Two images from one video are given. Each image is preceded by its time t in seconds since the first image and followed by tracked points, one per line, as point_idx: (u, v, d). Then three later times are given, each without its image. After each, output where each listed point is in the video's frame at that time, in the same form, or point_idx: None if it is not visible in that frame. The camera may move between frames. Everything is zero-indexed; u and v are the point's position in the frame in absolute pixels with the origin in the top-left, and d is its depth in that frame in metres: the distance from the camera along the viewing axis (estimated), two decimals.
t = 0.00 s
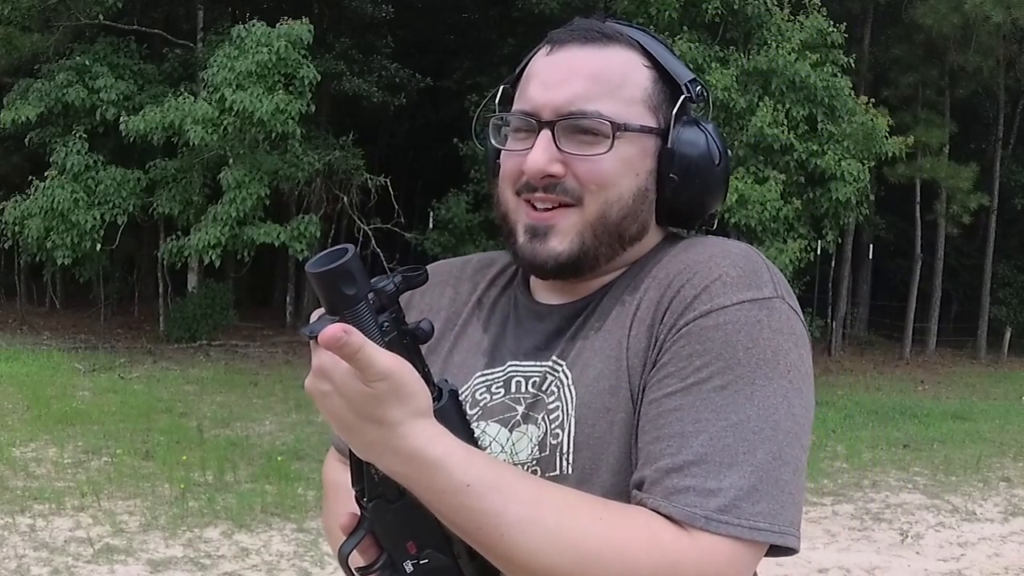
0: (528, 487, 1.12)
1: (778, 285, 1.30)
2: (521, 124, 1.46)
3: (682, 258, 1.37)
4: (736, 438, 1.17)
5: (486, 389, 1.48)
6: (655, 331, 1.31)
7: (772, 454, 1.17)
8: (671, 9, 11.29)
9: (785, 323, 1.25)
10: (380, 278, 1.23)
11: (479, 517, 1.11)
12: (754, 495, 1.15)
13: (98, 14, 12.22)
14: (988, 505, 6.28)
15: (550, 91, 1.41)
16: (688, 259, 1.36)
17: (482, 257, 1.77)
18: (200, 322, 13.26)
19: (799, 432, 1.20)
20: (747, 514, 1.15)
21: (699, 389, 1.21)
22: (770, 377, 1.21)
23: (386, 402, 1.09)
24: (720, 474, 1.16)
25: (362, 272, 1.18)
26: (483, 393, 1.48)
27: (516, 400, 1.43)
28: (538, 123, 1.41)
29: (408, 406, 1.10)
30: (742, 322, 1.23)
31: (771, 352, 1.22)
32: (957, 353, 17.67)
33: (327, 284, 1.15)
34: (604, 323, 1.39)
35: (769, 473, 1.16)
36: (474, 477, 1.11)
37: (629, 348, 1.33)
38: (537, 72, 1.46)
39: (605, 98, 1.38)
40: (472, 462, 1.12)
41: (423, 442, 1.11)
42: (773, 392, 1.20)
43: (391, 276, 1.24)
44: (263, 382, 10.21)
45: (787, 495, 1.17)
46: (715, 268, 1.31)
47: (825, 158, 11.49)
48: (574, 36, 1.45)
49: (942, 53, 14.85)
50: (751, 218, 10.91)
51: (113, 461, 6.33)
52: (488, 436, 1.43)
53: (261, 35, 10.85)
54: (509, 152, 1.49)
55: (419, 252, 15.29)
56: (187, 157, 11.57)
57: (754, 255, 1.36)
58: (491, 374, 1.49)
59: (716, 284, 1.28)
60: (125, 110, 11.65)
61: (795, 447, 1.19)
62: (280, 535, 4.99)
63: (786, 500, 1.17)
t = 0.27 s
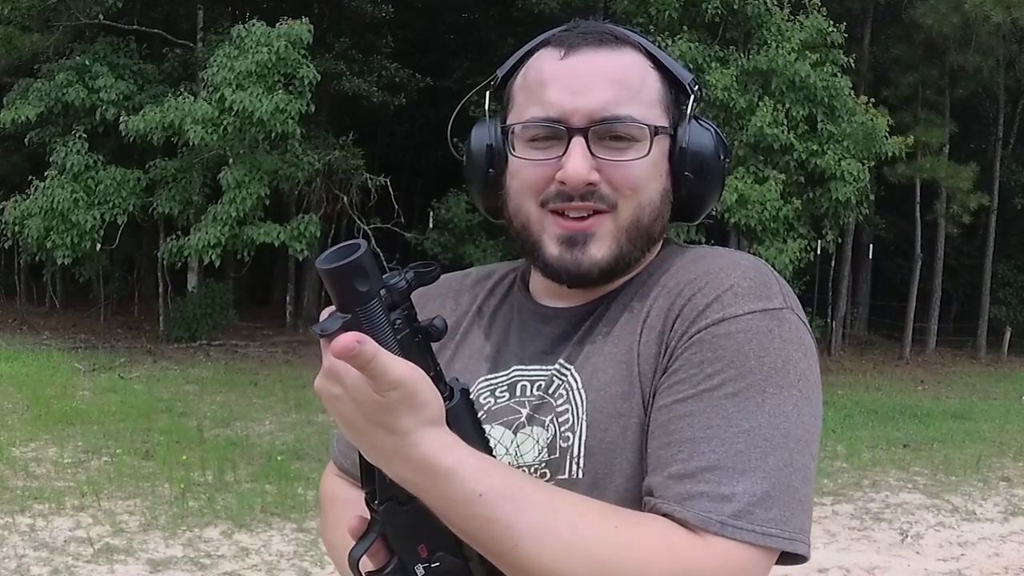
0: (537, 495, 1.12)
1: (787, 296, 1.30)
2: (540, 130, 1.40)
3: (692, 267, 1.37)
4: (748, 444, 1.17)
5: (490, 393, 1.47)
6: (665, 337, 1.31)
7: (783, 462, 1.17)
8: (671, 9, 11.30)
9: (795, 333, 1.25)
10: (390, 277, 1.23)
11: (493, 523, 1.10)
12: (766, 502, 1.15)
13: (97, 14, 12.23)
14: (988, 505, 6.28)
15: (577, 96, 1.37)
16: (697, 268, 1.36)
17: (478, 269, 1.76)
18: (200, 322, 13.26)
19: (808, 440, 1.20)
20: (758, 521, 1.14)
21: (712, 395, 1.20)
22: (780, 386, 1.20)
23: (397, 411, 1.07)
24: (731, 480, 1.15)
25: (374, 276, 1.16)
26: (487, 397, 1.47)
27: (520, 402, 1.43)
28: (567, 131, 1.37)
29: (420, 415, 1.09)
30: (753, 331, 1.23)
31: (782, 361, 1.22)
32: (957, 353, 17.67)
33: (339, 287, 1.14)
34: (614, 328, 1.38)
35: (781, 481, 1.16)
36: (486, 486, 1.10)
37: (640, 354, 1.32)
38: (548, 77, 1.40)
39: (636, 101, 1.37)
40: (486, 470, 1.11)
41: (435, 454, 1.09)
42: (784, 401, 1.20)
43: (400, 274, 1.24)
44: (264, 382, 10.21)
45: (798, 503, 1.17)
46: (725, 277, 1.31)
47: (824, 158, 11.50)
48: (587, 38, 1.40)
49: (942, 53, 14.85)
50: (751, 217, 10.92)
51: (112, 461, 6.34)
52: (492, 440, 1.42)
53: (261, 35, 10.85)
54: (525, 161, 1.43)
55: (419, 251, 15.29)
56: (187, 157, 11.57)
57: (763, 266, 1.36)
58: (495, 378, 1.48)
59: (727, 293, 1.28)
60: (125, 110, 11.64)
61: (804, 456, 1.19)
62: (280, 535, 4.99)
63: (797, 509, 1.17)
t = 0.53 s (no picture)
0: (546, 496, 1.12)
1: (791, 289, 1.29)
2: (545, 131, 1.40)
3: (695, 263, 1.37)
4: (759, 441, 1.16)
5: (493, 398, 1.47)
6: (671, 335, 1.30)
7: (795, 457, 1.16)
8: (671, 9, 11.30)
9: (799, 326, 1.25)
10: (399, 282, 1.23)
11: (504, 523, 1.10)
12: (780, 497, 1.14)
13: (97, 14, 12.23)
14: (988, 504, 6.28)
15: (582, 96, 1.36)
16: (699, 264, 1.36)
17: (475, 273, 1.76)
18: (200, 321, 13.25)
19: (818, 433, 1.20)
20: (775, 517, 1.14)
21: (720, 392, 1.20)
22: (789, 380, 1.20)
23: (409, 420, 1.07)
24: (745, 478, 1.15)
25: (385, 282, 1.16)
26: (490, 402, 1.47)
27: (525, 406, 1.43)
28: (573, 132, 1.37)
29: (432, 425, 1.09)
30: (758, 325, 1.23)
31: (788, 355, 1.21)
32: (957, 352, 17.67)
33: (352, 294, 1.14)
34: (618, 328, 1.38)
35: (794, 475, 1.16)
36: (500, 492, 1.10)
37: (646, 353, 1.32)
38: (552, 76, 1.39)
39: (642, 101, 1.37)
40: (494, 472, 1.11)
41: (446, 460, 1.09)
42: (792, 395, 1.19)
43: (409, 279, 1.24)
44: (264, 382, 10.21)
45: (811, 497, 1.17)
46: (730, 273, 1.31)
47: (824, 158, 11.49)
48: (591, 36, 1.39)
49: (942, 52, 14.85)
50: (751, 217, 10.92)
51: (112, 460, 6.34)
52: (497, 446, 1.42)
53: (261, 35, 10.85)
54: (526, 161, 1.43)
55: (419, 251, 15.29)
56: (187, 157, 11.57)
57: (765, 260, 1.36)
58: (497, 383, 1.48)
59: (732, 289, 1.28)
60: (125, 110, 11.63)
61: (816, 449, 1.19)
62: (280, 535, 4.98)
63: (811, 503, 1.16)
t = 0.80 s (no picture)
0: (548, 497, 1.12)
1: (794, 293, 1.29)
2: (547, 135, 1.40)
3: (697, 266, 1.36)
4: (760, 443, 1.16)
5: (497, 400, 1.47)
6: (673, 339, 1.30)
7: (796, 461, 1.16)
8: (671, 8, 11.31)
9: (802, 331, 1.24)
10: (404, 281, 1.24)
11: (506, 524, 1.10)
12: (781, 501, 1.14)
13: (97, 14, 12.24)
14: (988, 504, 6.28)
15: (583, 98, 1.36)
16: (704, 266, 1.35)
17: (481, 277, 1.76)
18: (199, 321, 13.24)
19: (819, 438, 1.19)
20: (775, 521, 1.13)
21: (721, 396, 1.20)
22: (791, 383, 1.19)
23: (410, 414, 1.09)
24: (745, 480, 1.14)
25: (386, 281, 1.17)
26: (494, 403, 1.47)
27: (529, 408, 1.43)
28: (575, 135, 1.36)
29: (434, 421, 1.10)
30: (759, 329, 1.22)
31: (790, 359, 1.21)
32: (957, 352, 17.66)
33: (355, 294, 1.15)
34: (621, 330, 1.38)
35: (795, 479, 1.15)
36: (501, 490, 1.11)
37: (648, 355, 1.32)
38: (555, 79, 1.38)
39: (645, 104, 1.37)
40: (497, 469, 1.11)
41: (450, 459, 1.11)
42: (794, 398, 1.19)
43: (413, 277, 1.25)
44: (263, 381, 10.22)
45: (813, 502, 1.16)
46: (733, 276, 1.31)
47: (824, 157, 11.49)
48: (590, 39, 1.39)
49: (942, 52, 14.85)
50: (751, 216, 10.91)
51: (112, 460, 6.34)
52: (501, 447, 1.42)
53: (260, 34, 10.85)
54: (529, 165, 1.43)
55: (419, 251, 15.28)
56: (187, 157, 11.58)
57: (769, 263, 1.35)
58: (501, 385, 1.48)
59: (734, 293, 1.27)
60: (124, 110, 11.63)
61: (818, 452, 1.18)
62: (280, 535, 4.98)
63: (811, 507, 1.15)
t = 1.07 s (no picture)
0: (544, 499, 1.12)
1: (794, 300, 1.29)
2: (528, 142, 1.40)
3: (696, 272, 1.36)
4: (756, 449, 1.16)
5: (499, 397, 1.47)
6: (671, 341, 1.30)
7: (792, 467, 1.16)
8: (671, 8, 11.31)
9: (802, 338, 1.24)
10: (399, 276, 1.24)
11: (501, 523, 1.10)
12: (774, 508, 1.14)
13: (97, 13, 12.24)
14: (988, 504, 6.28)
15: (558, 113, 1.35)
16: (706, 272, 1.35)
17: (491, 276, 1.76)
18: (199, 321, 13.24)
19: (816, 445, 1.20)
20: (768, 526, 1.14)
21: (718, 400, 1.20)
22: (789, 390, 1.20)
23: (417, 399, 1.10)
24: (740, 485, 1.15)
25: (383, 274, 1.19)
26: (496, 401, 1.47)
27: (529, 407, 1.42)
28: (548, 147, 1.36)
29: (440, 408, 1.11)
30: (758, 336, 1.23)
31: (789, 366, 1.21)
32: (957, 351, 17.66)
33: (350, 285, 1.16)
34: (620, 332, 1.38)
35: (790, 485, 1.16)
36: (497, 481, 1.11)
37: (646, 356, 1.32)
38: (547, 86, 1.38)
39: (620, 121, 1.33)
40: (497, 466, 1.11)
41: (451, 450, 1.11)
42: (791, 405, 1.19)
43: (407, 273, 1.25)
44: (263, 381, 10.22)
45: (806, 508, 1.17)
46: (733, 281, 1.31)
47: (824, 157, 11.50)
48: (586, 51, 1.38)
49: (942, 52, 14.85)
50: (751, 216, 10.92)
51: (112, 459, 6.35)
52: (502, 444, 1.42)
53: (260, 34, 10.85)
54: (516, 171, 1.44)
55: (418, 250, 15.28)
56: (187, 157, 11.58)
57: (770, 270, 1.35)
58: (503, 383, 1.48)
59: (735, 298, 1.28)
60: (124, 109, 11.63)
61: (813, 460, 1.19)
62: (280, 535, 4.98)
63: (803, 514, 1.16)
